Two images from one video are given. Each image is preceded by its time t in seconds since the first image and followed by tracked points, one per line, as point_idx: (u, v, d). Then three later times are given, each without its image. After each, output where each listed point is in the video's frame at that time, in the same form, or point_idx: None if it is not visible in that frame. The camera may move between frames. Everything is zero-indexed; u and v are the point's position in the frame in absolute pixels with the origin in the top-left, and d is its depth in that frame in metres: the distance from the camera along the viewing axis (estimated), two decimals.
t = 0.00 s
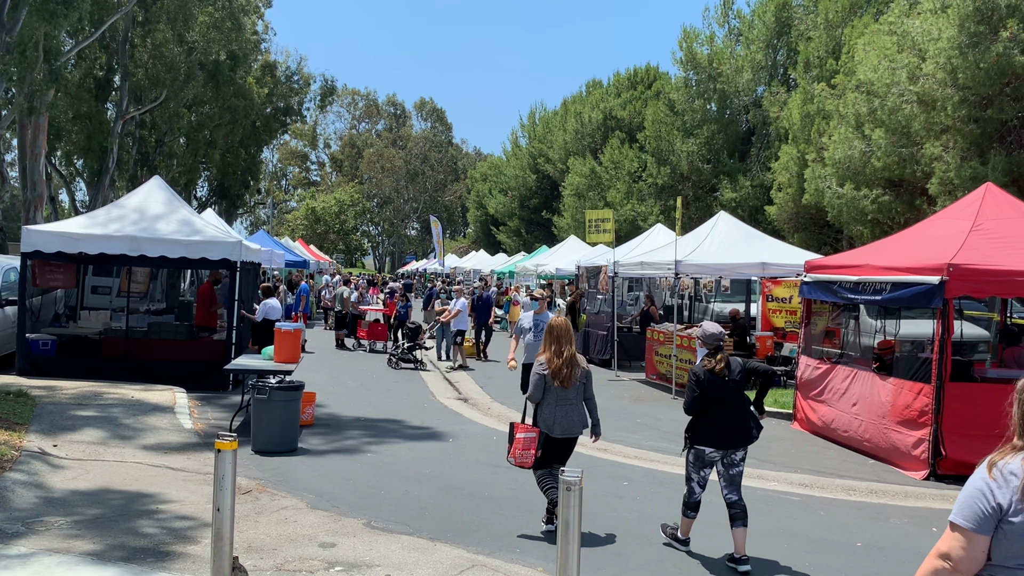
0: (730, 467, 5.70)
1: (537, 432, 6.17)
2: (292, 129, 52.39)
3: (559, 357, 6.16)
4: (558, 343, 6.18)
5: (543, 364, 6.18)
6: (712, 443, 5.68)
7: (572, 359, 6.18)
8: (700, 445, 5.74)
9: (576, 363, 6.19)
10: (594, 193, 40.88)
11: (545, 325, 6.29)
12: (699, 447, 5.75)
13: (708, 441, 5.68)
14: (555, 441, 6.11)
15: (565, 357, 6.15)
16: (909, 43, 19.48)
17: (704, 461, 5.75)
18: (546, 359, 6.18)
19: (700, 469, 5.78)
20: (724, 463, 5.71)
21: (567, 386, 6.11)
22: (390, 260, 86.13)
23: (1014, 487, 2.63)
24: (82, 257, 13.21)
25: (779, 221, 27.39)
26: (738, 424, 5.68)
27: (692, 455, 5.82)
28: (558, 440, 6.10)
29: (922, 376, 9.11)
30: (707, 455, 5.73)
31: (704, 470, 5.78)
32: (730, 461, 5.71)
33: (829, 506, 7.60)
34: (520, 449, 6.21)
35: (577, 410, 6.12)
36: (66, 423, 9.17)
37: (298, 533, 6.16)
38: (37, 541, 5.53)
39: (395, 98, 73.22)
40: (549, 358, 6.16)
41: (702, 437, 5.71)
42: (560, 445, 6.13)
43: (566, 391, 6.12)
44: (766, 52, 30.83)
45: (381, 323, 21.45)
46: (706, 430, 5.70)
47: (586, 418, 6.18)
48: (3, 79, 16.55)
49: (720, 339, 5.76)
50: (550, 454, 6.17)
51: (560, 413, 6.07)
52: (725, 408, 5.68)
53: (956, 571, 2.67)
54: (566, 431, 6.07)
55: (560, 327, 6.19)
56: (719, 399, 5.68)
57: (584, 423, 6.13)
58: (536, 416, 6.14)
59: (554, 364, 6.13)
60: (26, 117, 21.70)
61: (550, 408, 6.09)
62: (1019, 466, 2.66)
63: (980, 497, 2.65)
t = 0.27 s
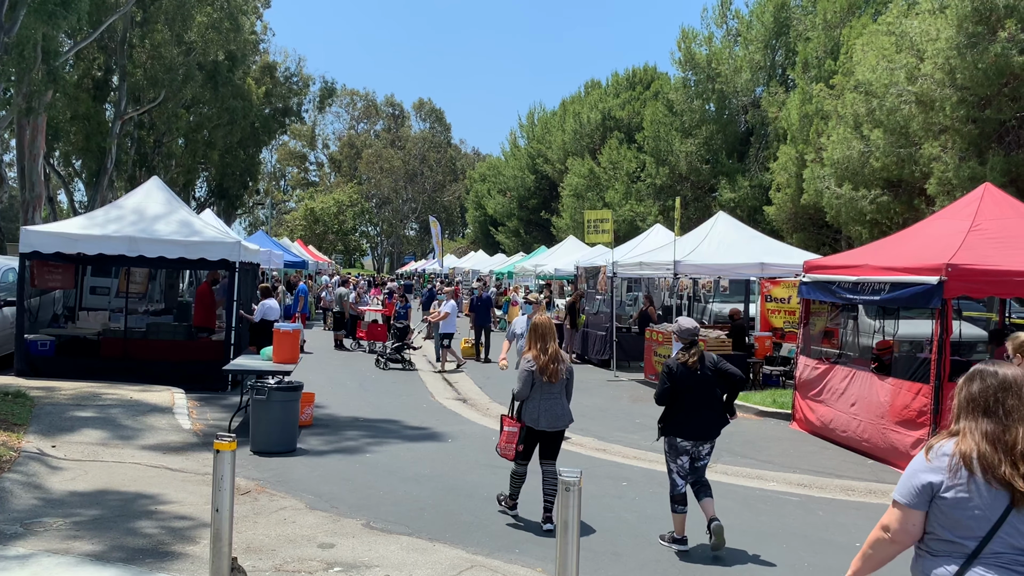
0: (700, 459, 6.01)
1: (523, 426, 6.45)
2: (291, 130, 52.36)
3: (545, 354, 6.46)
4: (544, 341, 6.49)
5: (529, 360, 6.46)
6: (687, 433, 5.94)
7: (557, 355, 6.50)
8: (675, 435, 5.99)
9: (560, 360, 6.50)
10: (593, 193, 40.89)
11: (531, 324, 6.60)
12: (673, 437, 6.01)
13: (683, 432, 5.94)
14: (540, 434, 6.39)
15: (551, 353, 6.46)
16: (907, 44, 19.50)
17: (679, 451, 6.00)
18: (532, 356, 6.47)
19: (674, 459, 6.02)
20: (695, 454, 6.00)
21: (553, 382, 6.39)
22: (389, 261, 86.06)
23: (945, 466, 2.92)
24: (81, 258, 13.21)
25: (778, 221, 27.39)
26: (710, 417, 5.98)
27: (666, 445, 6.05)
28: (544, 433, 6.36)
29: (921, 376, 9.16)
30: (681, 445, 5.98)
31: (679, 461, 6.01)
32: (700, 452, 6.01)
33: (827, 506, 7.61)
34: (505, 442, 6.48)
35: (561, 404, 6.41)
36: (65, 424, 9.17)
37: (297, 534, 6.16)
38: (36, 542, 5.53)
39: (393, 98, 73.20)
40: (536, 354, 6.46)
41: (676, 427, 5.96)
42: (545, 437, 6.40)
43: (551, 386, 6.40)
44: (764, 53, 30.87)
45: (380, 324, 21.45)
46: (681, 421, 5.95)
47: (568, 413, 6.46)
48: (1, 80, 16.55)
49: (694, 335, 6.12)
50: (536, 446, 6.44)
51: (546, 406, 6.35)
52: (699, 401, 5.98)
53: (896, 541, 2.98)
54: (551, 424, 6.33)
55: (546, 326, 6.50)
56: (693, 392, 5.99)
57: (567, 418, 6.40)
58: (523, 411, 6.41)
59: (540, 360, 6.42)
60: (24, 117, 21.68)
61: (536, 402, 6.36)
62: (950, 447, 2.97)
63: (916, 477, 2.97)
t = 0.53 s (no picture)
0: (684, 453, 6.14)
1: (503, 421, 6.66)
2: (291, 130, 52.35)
3: (524, 351, 6.61)
4: (525, 338, 6.62)
5: (509, 357, 6.63)
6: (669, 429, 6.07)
7: (537, 353, 6.64)
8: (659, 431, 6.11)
9: (541, 357, 6.64)
10: (592, 194, 40.92)
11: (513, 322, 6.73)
12: (659, 432, 6.12)
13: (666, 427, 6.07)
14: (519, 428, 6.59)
15: (530, 351, 6.60)
16: (907, 44, 19.51)
17: (665, 446, 6.11)
18: (513, 353, 6.62)
19: (660, 453, 6.13)
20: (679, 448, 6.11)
21: (531, 379, 6.57)
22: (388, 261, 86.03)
23: (912, 445, 3.06)
24: (80, 258, 13.21)
25: (777, 221, 27.41)
26: (691, 413, 6.09)
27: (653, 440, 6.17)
28: (522, 427, 6.58)
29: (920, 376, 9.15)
30: (666, 439, 6.10)
31: (667, 455, 6.12)
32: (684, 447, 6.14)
33: (827, 506, 7.60)
34: (489, 437, 6.64)
35: (539, 400, 6.59)
36: (65, 424, 9.16)
37: (297, 534, 6.16)
38: (36, 543, 5.53)
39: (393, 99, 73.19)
40: (515, 352, 6.61)
41: (659, 422, 6.09)
42: (524, 432, 6.60)
43: (530, 383, 6.58)
44: (763, 53, 30.90)
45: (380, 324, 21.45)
46: (663, 416, 6.10)
47: (548, 407, 6.64)
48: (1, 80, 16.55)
49: (677, 333, 6.16)
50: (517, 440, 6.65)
51: (524, 403, 6.54)
52: (681, 397, 6.09)
53: (866, 515, 3.10)
54: (528, 419, 6.54)
55: (526, 324, 6.62)
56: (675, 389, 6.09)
57: (546, 413, 6.59)
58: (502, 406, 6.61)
59: (519, 358, 6.59)
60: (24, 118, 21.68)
61: (514, 398, 6.56)
62: (918, 429, 3.10)
63: (885, 454, 3.10)
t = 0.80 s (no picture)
0: (669, 447, 6.45)
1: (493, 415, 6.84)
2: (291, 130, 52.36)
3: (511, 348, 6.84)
4: (511, 335, 6.86)
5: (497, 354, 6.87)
6: (656, 424, 6.37)
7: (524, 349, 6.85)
8: (645, 427, 6.42)
9: (527, 352, 6.86)
10: (593, 194, 40.93)
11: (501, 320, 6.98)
12: (645, 429, 6.42)
13: (652, 424, 6.38)
14: (508, 422, 6.80)
15: (517, 347, 6.82)
16: (907, 44, 19.50)
17: (650, 442, 6.44)
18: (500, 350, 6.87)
19: (645, 449, 6.46)
20: (664, 443, 6.44)
21: (517, 374, 6.79)
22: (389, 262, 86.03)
23: (884, 433, 3.14)
24: (81, 258, 13.21)
25: (778, 222, 27.40)
26: (675, 409, 6.38)
27: (639, 438, 6.48)
28: (512, 421, 6.79)
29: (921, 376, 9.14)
30: (652, 436, 6.42)
31: (650, 450, 6.46)
32: (669, 441, 6.45)
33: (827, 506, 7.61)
34: (477, 430, 6.71)
35: (527, 394, 6.82)
36: (65, 424, 9.17)
37: (297, 534, 6.16)
38: (37, 543, 5.53)
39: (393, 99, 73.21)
40: (502, 348, 6.85)
41: (645, 419, 6.40)
42: (514, 425, 6.81)
43: (517, 378, 6.81)
44: (764, 53, 30.91)
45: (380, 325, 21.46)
46: (650, 412, 6.38)
47: (537, 401, 6.85)
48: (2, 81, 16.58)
49: (663, 332, 6.45)
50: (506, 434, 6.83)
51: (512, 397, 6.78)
52: (666, 394, 6.39)
53: (842, 501, 3.12)
54: (517, 413, 6.76)
55: (511, 322, 6.87)
56: (661, 386, 6.39)
57: (534, 406, 6.82)
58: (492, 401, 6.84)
59: (506, 354, 6.82)
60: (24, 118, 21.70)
61: (502, 393, 6.80)
62: (887, 420, 3.19)
63: (860, 443, 3.16)
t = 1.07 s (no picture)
0: (655, 441, 6.44)
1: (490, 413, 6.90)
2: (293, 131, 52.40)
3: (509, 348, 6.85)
4: (509, 336, 6.88)
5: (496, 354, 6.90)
6: (641, 417, 6.41)
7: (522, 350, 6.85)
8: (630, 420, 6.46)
9: (526, 353, 6.86)
10: (595, 194, 40.93)
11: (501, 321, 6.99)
12: (630, 422, 6.46)
13: (636, 416, 6.43)
14: (504, 421, 6.83)
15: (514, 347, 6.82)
16: (910, 44, 19.47)
17: (634, 435, 6.45)
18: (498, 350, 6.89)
19: (629, 441, 6.49)
20: (650, 437, 6.44)
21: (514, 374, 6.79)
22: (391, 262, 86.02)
23: (832, 423, 3.22)
24: (83, 259, 13.21)
25: (780, 222, 27.37)
26: (658, 402, 6.43)
27: (623, 430, 6.51)
28: (509, 420, 6.81)
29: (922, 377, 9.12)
30: (636, 430, 6.43)
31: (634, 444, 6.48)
32: (656, 436, 6.45)
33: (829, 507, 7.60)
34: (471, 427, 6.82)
35: (524, 394, 6.83)
36: (67, 425, 9.17)
37: (299, 535, 6.16)
38: (40, 543, 5.53)
39: (395, 99, 73.23)
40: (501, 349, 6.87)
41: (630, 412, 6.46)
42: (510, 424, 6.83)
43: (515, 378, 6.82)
44: (766, 53, 30.87)
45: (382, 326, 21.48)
46: (634, 403, 6.45)
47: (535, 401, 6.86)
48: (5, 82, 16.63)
49: (649, 330, 6.47)
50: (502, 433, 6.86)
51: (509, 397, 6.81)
52: (650, 388, 6.42)
53: (796, 484, 3.23)
54: (513, 413, 6.77)
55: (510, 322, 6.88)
56: (645, 380, 6.42)
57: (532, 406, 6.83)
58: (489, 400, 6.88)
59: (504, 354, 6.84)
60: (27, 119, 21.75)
61: (500, 393, 6.83)
62: (836, 411, 3.27)
63: (811, 432, 3.24)
